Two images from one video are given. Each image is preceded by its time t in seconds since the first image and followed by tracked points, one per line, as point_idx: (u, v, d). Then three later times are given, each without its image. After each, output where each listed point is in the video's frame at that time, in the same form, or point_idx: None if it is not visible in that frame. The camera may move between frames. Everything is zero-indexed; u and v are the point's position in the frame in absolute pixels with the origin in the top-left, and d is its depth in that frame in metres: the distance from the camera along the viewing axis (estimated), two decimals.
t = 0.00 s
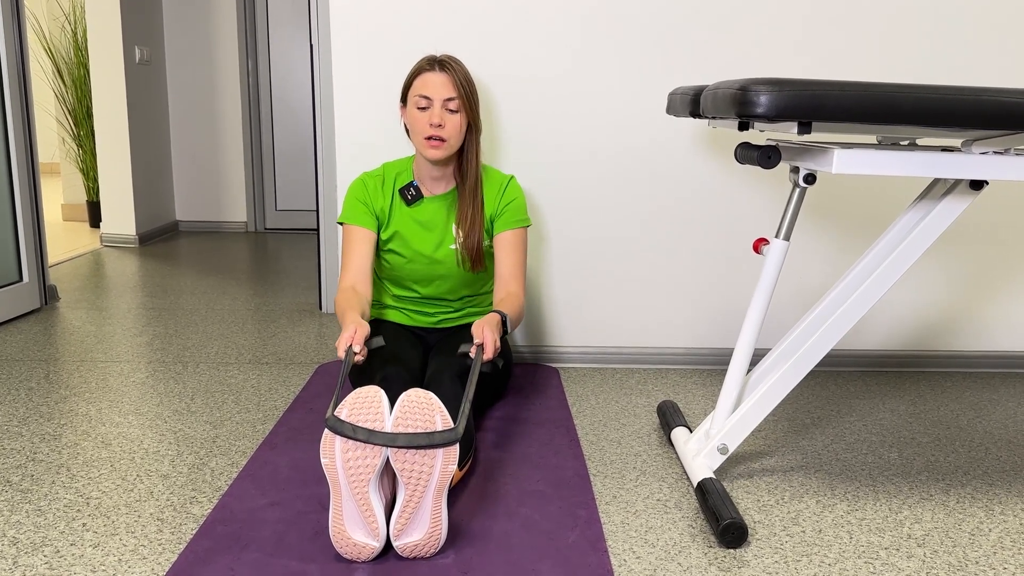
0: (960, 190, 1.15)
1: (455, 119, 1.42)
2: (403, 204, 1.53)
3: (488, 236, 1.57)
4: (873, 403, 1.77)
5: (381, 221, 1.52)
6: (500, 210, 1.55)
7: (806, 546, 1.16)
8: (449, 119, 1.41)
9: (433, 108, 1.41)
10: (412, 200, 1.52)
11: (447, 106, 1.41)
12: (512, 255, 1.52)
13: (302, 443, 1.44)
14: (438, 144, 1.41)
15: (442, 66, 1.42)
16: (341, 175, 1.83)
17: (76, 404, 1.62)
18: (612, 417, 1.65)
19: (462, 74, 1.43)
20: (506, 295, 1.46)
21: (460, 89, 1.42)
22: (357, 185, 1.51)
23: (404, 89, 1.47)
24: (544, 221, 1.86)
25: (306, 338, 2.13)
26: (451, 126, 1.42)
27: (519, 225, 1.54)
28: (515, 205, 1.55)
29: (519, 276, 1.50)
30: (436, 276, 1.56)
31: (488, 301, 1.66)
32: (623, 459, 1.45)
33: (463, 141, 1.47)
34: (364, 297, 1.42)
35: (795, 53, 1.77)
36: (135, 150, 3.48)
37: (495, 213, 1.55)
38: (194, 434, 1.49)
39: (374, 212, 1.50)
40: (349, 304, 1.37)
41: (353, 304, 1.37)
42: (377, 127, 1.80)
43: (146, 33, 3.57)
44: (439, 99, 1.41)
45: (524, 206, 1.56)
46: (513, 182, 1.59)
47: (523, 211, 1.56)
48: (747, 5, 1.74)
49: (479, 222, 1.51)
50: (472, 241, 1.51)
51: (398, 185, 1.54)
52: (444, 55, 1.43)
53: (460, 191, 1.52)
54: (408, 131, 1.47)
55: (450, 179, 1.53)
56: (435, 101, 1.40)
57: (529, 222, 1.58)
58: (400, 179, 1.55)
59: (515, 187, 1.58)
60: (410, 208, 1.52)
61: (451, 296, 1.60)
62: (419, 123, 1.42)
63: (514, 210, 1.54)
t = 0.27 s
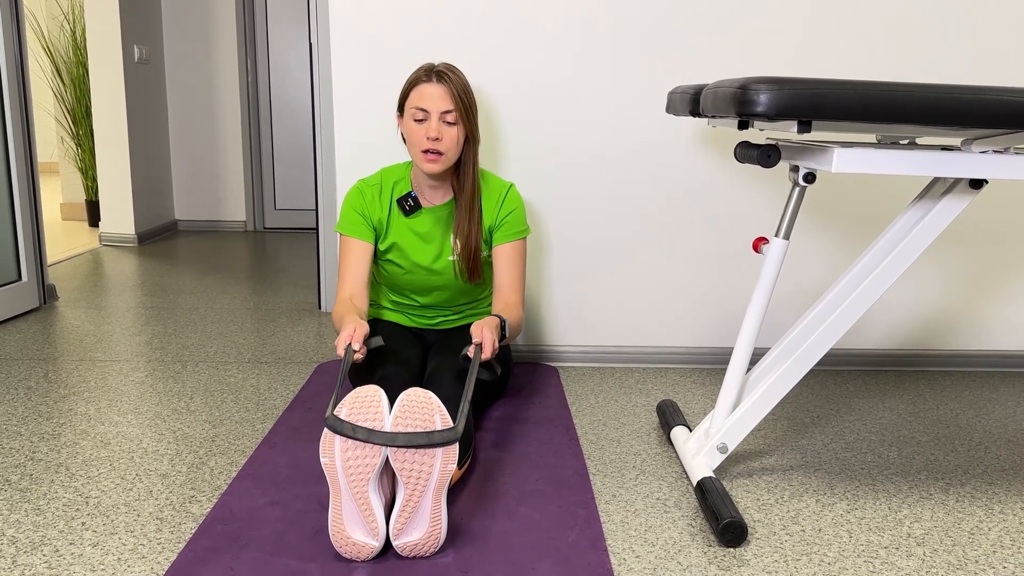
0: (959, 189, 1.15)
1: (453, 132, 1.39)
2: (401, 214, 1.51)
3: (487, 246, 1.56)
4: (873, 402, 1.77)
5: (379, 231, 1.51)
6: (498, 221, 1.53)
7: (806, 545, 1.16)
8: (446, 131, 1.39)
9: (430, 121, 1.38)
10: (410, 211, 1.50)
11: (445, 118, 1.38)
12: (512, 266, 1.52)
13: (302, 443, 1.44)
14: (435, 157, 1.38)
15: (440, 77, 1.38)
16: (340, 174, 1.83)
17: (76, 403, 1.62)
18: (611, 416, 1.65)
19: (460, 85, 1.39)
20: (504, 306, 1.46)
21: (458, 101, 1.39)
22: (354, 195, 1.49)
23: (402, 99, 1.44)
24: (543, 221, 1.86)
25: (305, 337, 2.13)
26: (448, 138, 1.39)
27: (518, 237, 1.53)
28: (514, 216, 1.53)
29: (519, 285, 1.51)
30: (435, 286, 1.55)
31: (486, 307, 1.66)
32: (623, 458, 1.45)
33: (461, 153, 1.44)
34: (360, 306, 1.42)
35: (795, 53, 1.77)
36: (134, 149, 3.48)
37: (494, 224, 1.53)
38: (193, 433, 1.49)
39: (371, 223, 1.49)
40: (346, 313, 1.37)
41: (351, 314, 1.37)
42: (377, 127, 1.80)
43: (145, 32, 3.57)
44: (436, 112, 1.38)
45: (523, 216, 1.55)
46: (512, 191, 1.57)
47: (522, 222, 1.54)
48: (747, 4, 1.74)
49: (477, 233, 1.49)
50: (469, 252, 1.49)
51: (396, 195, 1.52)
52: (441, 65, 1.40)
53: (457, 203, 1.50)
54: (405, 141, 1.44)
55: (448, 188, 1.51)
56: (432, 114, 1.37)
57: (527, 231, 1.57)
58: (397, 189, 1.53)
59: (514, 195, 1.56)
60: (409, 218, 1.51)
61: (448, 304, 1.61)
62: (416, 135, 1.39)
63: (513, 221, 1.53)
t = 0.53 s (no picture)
0: (958, 189, 1.15)
1: (450, 137, 1.39)
2: (399, 220, 1.51)
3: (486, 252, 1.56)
4: (872, 402, 1.77)
5: (377, 237, 1.51)
6: (497, 228, 1.53)
7: (805, 545, 1.16)
8: (444, 137, 1.38)
9: (428, 126, 1.38)
10: (408, 217, 1.49)
11: (443, 124, 1.38)
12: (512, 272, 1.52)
13: (301, 442, 1.44)
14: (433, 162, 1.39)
15: (437, 82, 1.39)
16: (339, 173, 1.83)
17: (75, 403, 1.62)
18: (611, 415, 1.65)
19: (458, 90, 1.40)
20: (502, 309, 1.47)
21: (456, 107, 1.39)
22: (352, 201, 1.48)
23: (400, 104, 1.43)
24: (542, 221, 1.86)
25: (304, 337, 2.13)
26: (446, 144, 1.39)
27: (518, 243, 1.53)
28: (513, 222, 1.53)
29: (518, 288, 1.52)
30: (433, 290, 1.56)
31: (486, 310, 1.67)
32: (622, 457, 1.45)
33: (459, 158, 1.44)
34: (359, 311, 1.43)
35: (794, 53, 1.77)
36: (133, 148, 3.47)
37: (493, 230, 1.53)
38: (192, 432, 1.49)
39: (369, 229, 1.48)
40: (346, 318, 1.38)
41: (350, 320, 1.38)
42: (376, 126, 1.80)
43: (144, 31, 3.56)
44: (434, 117, 1.38)
45: (522, 221, 1.54)
46: (511, 196, 1.56)
47: (521, 227, 1.54)
48: (746, 4, 1.74)
49: (476, 239, 1.49)
50: (468, 258, 1.49)
51: (394, 200, 1.51)
52: (439, 70, 1.40)
53: (456, 209, 1.50)
54: (403, 147, 1.44)
55: (445, 194, 1.51)
56: (430, 119, 1.37)
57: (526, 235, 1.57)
58: (394, 194, 1.51)
59: (513, 201, 1.56)
60: (407, 224, 1.50)
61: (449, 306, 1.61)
62: (414, 140, 1.39)
63: (512, 228, 1.53)
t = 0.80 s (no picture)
0: (956, 189, 1.15)
1: (449, 139, 1.39)
2: (398, 222, 1.50)
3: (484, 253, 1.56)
4: (870, 401, 1.77)
5: (376, 239, 1.50)
6: (496, 230, 1.53)
7: (804, 544, 1.16)
8: (443, 139, 1.38)
9: (426, 128, 1.38)
10: (407, 219, 1.49)
11: (441, 126, 1.38)
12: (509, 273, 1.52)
13: (300, 441, 1.44)
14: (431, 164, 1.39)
15: (437, 84, 1.39)
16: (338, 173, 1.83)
17: (73, 402, 1.62)
18: (609, 415, 1.65)
19: (457, 92, 1.40)
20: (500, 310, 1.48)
21: (455, 108, 1.39)
22: (351, 203, 1.48)
23: (399, 106, 1.44)
24: (540, 221, 1.86)
25: (303, 336, 2.13)
26: (444, 146, 1.39)
27: (515, 245, 1.53)
28: (512, 224, 1.53)
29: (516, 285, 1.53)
30: (432, 292, 1.56)
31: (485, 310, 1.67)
32: (621, 456, 1.45)
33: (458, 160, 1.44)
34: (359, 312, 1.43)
35: (793, 53, 1.77)
36: (132, 148, 3.47)
37: (491, 232, 1.53)
38: (191, 432, 1.49)
39: (368, 232, 1.48)
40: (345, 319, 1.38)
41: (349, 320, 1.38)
42: (375, 126, 1.80)
43: (143, 30, 3.56)
44: (433, 119, 1.38)
45: (520, 224, 1.54)
46: (509, 198, 1.56)
47: (519, 230, 1.54)
48: (745, 4, 1.74)
49: (474, 241, 1.49)
50: (466, 260, 1.49)
51: (393, 202, 1.51)
52: (438, 71, 1.40)
53: (455, 211, 1.50)
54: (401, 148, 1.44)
55: (444, 196, 1.50)
56: (428, 121, 1.37)
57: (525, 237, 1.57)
58: (394, 196, 1.51)
59: (512, 203, 1.55)
60: (406, 225, 1.50)
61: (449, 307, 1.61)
62: (413, 142, 1.39)
63: (510, 230, 1.53)
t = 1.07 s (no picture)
0: (956, 188, 1.15)
1: (449, 132, 1.40)
2: (398, 216, 1.51)
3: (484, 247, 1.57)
4: (869, 401, 1.77)
5: (376, 233, 1.51)
6: (495, 223, 1.54)
7: (803, 544, 1.16)
8: (443, 132, 1.39)
9: (427, 121, 1.38)
10: (407, 213, 1.50)
11: (441, 118, 1.39)
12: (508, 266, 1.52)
13: (299, 441, 1.43)
14: (431, 156, 1.39)
15: (437, 77, 1.39)
16: (337, 172, 1.83)
17: (72, 402, 1.62)
18: (608, 414, 1.65)
19: (458, 85, 1.40)
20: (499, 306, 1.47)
21: (455, 102, 1.40)
22: (351, 196, 1.48)
23: (399, 99, 1.44)
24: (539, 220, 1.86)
25: (302, 336, 2.13)
26: (445, 138, 1.39)
27: (514, 239, 1.53)
28: (510, 218, 1.54)
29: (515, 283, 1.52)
30: (431, 287, 1.56)
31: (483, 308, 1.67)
32: (620, 456, 1.45)
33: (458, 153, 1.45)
34: (359, 306, 1.43)
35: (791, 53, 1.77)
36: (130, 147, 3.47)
37: (490, 226, 1.53)
38: (190, 431, 1.48)
39: (368, 225, 1.48)
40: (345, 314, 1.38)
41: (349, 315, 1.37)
42: (374, 126, 1.80)
43: (141, 30, 3.56)
44: (433, 111, 1.38)
45: (519, 218, 1.55)
46: (508, 192, 1.57)
47: (518, 224, 1.55)
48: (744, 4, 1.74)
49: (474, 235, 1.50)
50: (466, 254, 1.49)
51: (393, 197, 1.51)
52: (439, 65, 1.41)
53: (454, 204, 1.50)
54: (402, 141, 1.44)
55: (444, 191, 1.51)
56: (429, 114, 1.38)
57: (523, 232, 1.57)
58: (394, 190, 1.52)
59: (511, 197, 1.56)
60: (406, 220, 1.51)
61: (448, 302, 1.61)
62: (413, 134, 1.39)
63: (509, 224, 1.53)
